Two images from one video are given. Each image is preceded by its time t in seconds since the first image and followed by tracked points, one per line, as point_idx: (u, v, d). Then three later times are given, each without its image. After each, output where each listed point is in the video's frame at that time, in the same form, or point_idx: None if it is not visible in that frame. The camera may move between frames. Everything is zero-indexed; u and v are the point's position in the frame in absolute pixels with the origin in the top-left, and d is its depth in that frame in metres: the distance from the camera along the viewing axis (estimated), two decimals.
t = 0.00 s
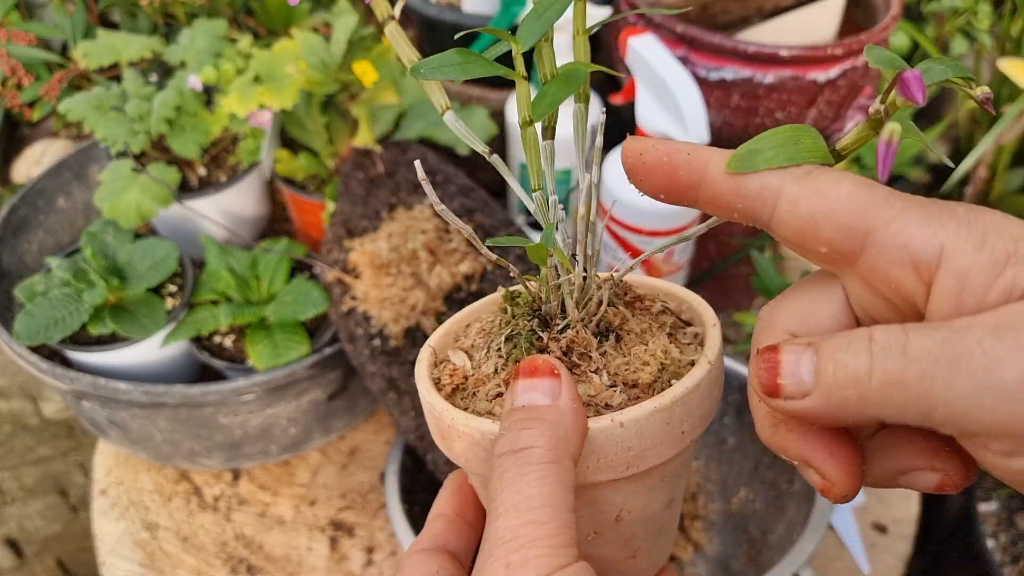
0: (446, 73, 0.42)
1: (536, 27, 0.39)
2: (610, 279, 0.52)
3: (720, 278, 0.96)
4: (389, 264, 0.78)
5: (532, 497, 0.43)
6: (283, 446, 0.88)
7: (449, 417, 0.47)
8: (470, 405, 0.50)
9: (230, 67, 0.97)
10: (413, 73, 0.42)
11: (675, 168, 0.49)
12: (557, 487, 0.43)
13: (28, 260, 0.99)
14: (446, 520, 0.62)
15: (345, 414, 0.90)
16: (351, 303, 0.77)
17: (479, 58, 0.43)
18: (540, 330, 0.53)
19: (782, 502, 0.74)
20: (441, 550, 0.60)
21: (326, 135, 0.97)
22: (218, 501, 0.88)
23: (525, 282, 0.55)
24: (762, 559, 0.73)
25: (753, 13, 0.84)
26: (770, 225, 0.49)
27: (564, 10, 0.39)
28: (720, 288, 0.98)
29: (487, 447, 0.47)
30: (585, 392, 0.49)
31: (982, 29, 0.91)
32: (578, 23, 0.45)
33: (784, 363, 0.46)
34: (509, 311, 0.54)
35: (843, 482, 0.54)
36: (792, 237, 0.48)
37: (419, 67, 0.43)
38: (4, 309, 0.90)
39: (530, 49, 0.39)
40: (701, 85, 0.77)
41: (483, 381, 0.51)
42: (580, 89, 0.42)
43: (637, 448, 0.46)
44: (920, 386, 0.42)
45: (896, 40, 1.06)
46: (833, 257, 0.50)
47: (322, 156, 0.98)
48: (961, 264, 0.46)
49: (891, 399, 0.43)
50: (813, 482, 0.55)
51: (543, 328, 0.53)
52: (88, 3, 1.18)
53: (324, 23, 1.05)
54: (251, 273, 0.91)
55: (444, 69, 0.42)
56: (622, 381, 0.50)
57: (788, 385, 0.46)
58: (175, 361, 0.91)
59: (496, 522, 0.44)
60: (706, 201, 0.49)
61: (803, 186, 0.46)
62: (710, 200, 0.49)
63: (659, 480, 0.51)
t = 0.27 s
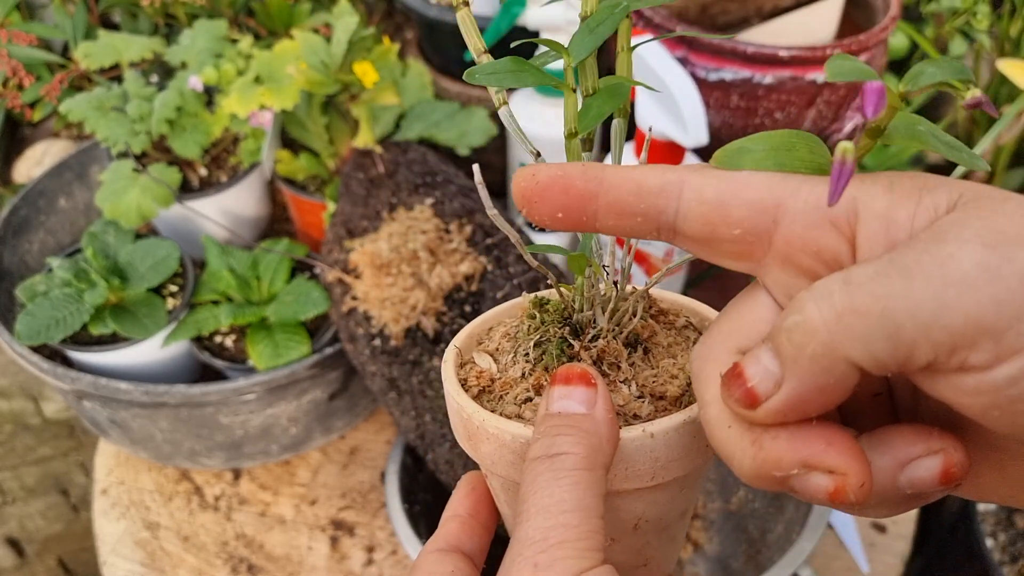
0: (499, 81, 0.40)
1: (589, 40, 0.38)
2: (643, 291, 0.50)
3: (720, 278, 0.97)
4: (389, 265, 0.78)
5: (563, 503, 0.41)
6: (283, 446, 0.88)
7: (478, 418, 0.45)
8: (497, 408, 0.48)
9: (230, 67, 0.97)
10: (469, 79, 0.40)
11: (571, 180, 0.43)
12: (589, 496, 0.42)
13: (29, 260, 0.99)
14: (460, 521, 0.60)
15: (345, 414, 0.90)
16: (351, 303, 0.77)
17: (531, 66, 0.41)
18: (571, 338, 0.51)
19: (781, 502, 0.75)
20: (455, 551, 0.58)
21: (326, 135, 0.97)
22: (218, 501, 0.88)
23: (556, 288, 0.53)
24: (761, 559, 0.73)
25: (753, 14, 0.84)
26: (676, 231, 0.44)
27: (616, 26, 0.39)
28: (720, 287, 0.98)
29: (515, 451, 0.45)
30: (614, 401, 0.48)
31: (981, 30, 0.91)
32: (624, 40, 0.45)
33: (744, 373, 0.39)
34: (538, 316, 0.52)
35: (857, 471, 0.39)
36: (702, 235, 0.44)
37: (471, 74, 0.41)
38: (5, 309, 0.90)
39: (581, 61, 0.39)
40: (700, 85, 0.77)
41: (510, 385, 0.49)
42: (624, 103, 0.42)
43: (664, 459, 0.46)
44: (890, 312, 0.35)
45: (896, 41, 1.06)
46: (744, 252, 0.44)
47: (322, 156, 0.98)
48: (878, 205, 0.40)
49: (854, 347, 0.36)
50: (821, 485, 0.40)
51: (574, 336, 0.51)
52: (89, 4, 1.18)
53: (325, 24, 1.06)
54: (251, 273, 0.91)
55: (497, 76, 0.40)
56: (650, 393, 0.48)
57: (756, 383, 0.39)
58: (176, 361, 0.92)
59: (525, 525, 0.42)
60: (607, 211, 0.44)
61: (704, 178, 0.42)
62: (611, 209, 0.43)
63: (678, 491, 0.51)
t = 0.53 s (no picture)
0: (525, 88, 0.40)
1: (612, 51, 0.39)
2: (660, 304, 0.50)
3: (720, 278, 0.97)
4: (389, 265, 0.78)
5: (579, 513, 0.41)
6: (283, 446, 0.88)
7: (493, 425, 0.45)
8: (511, 414, 0.48)
9: (230, 67, 0.97)
10: (493, 85, 0.40)
11: (550, 182, 0.43)
12: (604, 505, 0.42)
13: (29, 260, 0.99)
14: (469, 527, 0.59)
15: (345, 414, 0.90)
16: (351, 303, 0.77)
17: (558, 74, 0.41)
18: (587, 348, 0.51)
19: (781, 502, 0.75)
20: (465, 557, 0.58)
21: (326, 135, 0.97)
22: (218, 501, 0.88)
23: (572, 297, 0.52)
24: (762, 558, 0.73)
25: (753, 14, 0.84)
26: (659, 232, 0.44)
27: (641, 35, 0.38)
28: (720, 287, 0.98)
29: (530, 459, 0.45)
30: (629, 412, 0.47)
31: (981, 30, 0.91)
32: (643, 50, 0.45)
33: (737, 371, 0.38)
34: (553, 324, 0.52)
35: (855, 467, 0.38)
36: (688, 235, 0.43)
37: (497, 81, 0.41)
38: (5, 309, 0.90)
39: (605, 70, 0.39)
40: (701, 86, 0.77)
41: (525, 393, 0.49)
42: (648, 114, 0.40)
43: (679, 471, 0.46)
44: (877, 300, 0.33)
45: (896, 41, 1.06)
46: (730, 252, 0.44)
47: (322, 156, 0.98)
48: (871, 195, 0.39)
49: (853, 343, 0.34)
50: (820, 482, 0.39)
51: (589, 345, 0.51)
52: (89, 4, 1.18)
53: (325, 24, 1.06)
54: (251, 273, 0.91)
55: (522, 84, 0.41)
56: (665, 404, 0.48)
57: (747, 383, 0.38)
58: (176, 361, 0.92)
59: (540, 534, 0.41)
60: (588, 213, 0.43)
61: (688, 177, 0.42)
62: (592, 210, 0.43)
63: (690, 501, 0.51)
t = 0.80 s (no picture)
0: (485, 101, 0.40)
1: (573, 60, 0.37)
2: (631, 313, 0.49)
3: (720, 278, 0.97)
4: (389, 264, 0.78)
5: (550, 532, 0.40)
6: (283, 446, 0.88)
7: (465, 446, 0.45)
8: (485, 432, 0.48)
9: (230, 67, 0.97)
10: (453, 100, 0.40)
11: (707, 75, 0.47)
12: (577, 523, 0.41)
13: (29, 260, 0.99)
14: (451, 543, 0.59)
15: (345, 414, 0.90)
16: (351, 303, 0.77)
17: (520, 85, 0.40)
18: (559, 360, 0.50)
19: (782, 502, 0.74)
20: None
21: (326, 135, 0.97)
22: (218, 501, 0.88)
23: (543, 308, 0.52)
24: (762, 559, 0.73)
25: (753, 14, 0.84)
26: (800, 142, 0.48)
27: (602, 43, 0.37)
28: (720, 287, 0.98)
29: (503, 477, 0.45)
30: (602, 425, 0.47)
31: (981, 29, 0.91)
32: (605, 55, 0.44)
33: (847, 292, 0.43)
34: (525, 337, 0.51)
35: (933, 404, 0.43)
36: (826, 152, 0.47)
37: (458, 96, 0.41)
38: (5, 310, 0.90)
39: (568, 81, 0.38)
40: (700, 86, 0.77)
41: (498, 409, 0.48)
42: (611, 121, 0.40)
43: (654, 483, 0.45)
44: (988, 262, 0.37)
45: (896, 40, 1.06)
46: (865, 172, 0.47)
47: (322, 156, 0.98)
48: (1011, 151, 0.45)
49: (948, 280, 0.38)
50: (895, 411, 0.44)
51: (562, 358, 0.50)
52: (88, 4, 1.18)
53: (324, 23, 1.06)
54: (251, 273, 0.91)
55: (483, 97, 0.40)
56: (639, 415, 0.47)
57: (855, 304, 0.42)
58: (176, 361, 0.92)
59: (510, 556, 0.41)
60: (737, 112, 0.47)
61: (839, 95, 0.46)
62: (740, 110, 0.47)
63: (669, 512, 0.50)
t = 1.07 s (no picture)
0: (468, 91, 0.39)
1: (558, 47, 0.37)
2: (622, 306, 0.49)
3: (719, 278, 0.97)
4: (389, 264, 0.78)
5: (541, 534, 0.39)
6: (283, 445, 0.88)
7: (453, 444, 0.45)
8: (474, 430, 0.47)
9: (230, 67, 0.97)
10: (434, 89, 0.38)
11: (668, 147, 0.48)
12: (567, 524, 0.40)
13: (29, 260, 0.99)
14: (443, 543, 0.59)
15: (345, 414, 0.90)
16: (351, 303, 0.77)
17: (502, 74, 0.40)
18: (549, 356, 0.50)
19: (782, 501, 0.74)
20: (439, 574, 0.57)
21: (326, 135, 0.97)
22: (218, 501, 0.88)
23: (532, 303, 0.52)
24: (762, 559, 0.73)
25: (753, 14, 0.84)
26: (760, 203, 0.48)
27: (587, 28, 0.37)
28: (720, 287, 0.98)
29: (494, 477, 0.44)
30: (594, 421, 0.46)
31: (981, 30, 0.91)
32: (592, 40, 0.44)
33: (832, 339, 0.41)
34: (515, 333, 0.51)
35: (934, 435, 0.40)
36: (784, 205, 0.48)
37: (439, 84, 0.39)
38: (5, 309, 0.90)
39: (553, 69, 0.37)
40: (700, 85, 0.77)
41: (488, 406, 0.48)
42: (597, 108, 0.40)
43: (646, 481, 0.44)
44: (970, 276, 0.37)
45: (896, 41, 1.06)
46: (823, 222, 0.48)
47: (322, 156, 0.98)
48: (963, 178, 0.45)
49: (934, 297, 0.37)
50: (897, 449, 0.41)
51: (552, 353, 0.50)
52: (88, 4, 1.18)
53: (324, 23, 1.06)
54: (251, 273, 0.91)
55: (465, 87, 0.39)
56: (631, 411, 0.47)
57: (841, 344, 0.40)
58: (176, 361, 0.92)
59: (500, 560, 0.40)
60: (695, 179, 0.48)
61: (790, 155, 0.47)
62: (699, 177, 0.48)
63: (663, 510, 0.50)
